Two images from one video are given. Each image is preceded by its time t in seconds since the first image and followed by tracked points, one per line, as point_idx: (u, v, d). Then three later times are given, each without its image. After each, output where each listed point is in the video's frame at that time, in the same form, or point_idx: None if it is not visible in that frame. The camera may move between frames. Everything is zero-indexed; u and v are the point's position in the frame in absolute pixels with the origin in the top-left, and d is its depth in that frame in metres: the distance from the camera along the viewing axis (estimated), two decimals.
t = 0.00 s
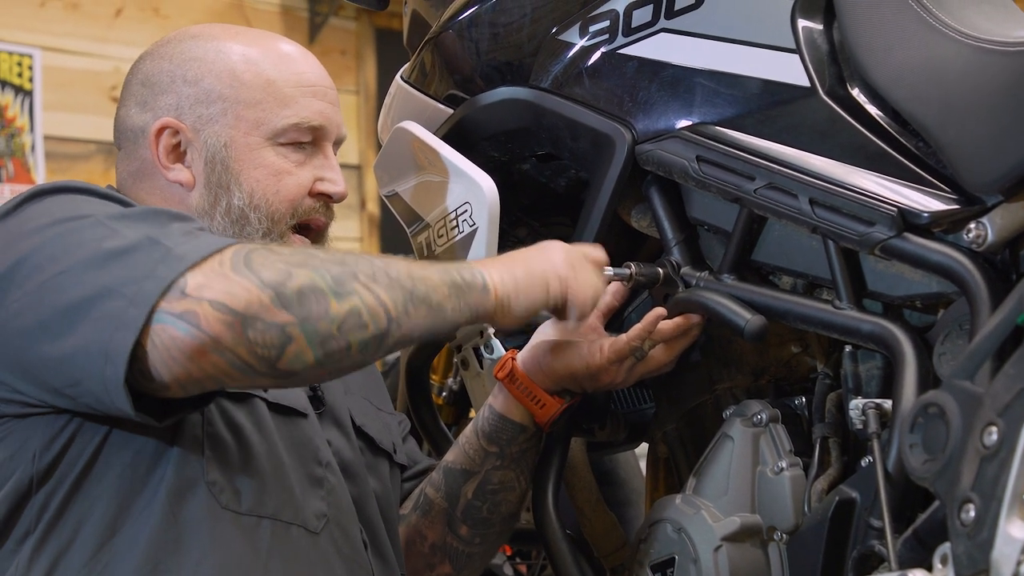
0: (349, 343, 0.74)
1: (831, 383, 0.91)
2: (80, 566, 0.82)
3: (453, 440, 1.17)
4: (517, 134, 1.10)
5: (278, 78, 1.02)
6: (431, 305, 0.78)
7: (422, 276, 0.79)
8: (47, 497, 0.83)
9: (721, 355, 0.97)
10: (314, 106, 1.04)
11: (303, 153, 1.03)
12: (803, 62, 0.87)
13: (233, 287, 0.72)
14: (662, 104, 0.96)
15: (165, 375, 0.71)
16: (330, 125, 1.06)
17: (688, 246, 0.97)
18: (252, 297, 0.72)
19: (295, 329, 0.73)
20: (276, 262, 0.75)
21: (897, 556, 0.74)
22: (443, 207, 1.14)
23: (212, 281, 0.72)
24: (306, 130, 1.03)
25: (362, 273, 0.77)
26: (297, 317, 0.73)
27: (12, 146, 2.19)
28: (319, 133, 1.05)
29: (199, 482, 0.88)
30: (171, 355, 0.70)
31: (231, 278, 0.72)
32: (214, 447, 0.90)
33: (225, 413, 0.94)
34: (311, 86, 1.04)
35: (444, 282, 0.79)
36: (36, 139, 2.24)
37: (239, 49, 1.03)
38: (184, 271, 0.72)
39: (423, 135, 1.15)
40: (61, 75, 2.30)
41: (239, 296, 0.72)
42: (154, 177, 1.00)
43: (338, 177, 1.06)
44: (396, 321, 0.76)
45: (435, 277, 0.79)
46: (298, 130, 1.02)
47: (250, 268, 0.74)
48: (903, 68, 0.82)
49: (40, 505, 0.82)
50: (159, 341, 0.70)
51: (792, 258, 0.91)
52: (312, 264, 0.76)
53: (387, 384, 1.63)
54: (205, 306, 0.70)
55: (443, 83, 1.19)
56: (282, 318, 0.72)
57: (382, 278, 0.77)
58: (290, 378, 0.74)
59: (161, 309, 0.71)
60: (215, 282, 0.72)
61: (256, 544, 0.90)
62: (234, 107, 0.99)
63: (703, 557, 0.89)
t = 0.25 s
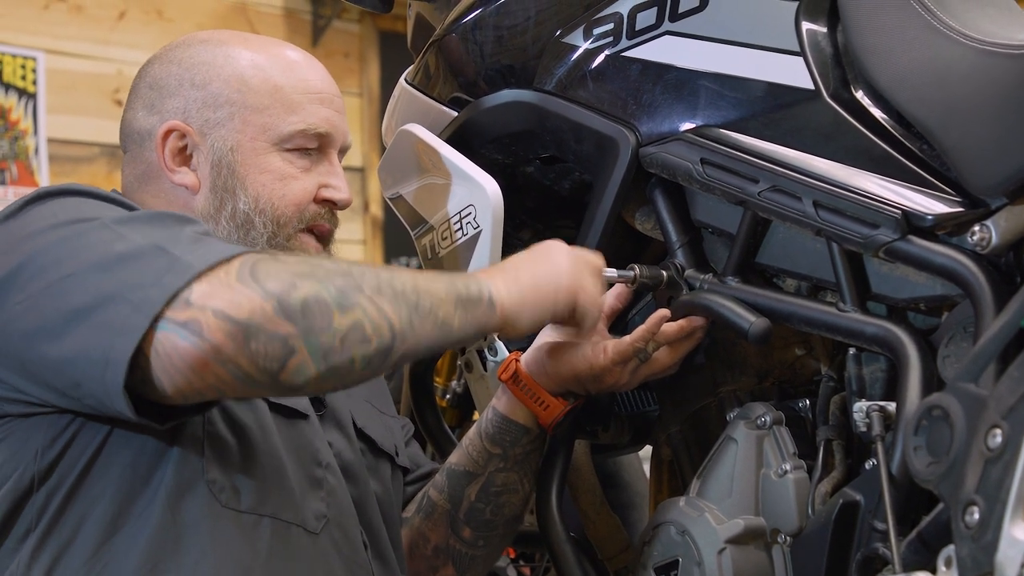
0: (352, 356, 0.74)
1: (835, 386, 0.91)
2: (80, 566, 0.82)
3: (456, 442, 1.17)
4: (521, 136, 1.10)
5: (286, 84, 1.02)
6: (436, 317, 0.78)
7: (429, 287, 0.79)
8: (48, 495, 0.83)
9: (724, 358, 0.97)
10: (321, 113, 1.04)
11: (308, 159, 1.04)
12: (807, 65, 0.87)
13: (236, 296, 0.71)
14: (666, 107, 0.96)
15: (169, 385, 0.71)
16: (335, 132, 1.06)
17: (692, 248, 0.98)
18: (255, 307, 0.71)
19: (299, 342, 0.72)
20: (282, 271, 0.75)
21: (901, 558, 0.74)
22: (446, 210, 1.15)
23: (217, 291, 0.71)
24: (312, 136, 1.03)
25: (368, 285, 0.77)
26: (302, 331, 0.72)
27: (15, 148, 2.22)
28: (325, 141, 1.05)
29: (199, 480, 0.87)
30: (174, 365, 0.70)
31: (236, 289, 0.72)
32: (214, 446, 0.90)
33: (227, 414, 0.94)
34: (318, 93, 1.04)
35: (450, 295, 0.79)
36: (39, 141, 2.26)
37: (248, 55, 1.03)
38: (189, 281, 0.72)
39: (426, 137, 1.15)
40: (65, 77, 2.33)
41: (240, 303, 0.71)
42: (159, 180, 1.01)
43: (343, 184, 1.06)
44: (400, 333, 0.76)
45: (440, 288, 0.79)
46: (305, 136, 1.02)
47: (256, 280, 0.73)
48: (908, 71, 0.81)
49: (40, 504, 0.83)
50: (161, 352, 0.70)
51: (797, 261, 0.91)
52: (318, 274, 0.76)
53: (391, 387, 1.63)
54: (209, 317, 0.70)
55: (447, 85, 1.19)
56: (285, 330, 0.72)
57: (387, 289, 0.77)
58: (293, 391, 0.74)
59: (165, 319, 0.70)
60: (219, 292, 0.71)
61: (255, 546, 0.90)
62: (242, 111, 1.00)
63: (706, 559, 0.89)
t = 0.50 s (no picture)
0: (346, 337, 0.74)
1: (839, 388, 0.91)
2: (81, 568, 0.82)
3: (460, 446, 1.18)
4: (525, 138, 1.10)
5: (288, 86, 1.02)
6: (428, 298, 0.77)
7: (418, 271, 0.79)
8: (53, 498, 0.83)
9: (728, 359, 0.97)
10: (322, 115, 1.03)
11: (310, 162, 1.03)
12: (811, 67, 0.87)
13: (229, 282, 0.71)
14: (670, 109, 0.96)
15: (164, 371, 0.71)
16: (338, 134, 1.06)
17: (696, 250, 0.97)
18: (248, 292, 0.71)
19: (292, 323, 0.72)
20: (273, 258, 0.75)
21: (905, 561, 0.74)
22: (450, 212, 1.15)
23: (209, 277, 0.71)
24: (315, 138, 1.03)
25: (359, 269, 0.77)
26: (295, 312, 0.72)
27: (20, 151, 2.27)
28: (327, 142, 1.04)
29: (199, 485, 0.88)
30: (168, 349, 0.70)
31: (227, 275, 0.72)
32: (213, 450, 0.90)
33: (226, 417, 0.94)
34: (320, 95, 1.04)
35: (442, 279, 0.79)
36: (43, 144, 2.31)
37: (249, 58, 1.03)
38: (180, 268, 0.72)
39: (429, 140, 1.16)
40: (69, 79, 2.37)
41: (233, 289, 0.71)
42: (162, 183, 1.01)
43: (345, 186, 1.06)
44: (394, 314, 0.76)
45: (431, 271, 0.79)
46: (308, 138, 1.02)
47: (247, 265, 0.73)
48: (912, 73, 0.81)
49: (41, 510, 0.82)
50: (155, 337, 0.70)
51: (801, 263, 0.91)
52: (309, 260, 0.76)
53: (396, 390, 1.63)
54: (202, 302, 0.70)
55: (451, 88, 1.19)
56: (279, 312, 0.72)
57: (379, 272, 0.77)
58: (289, 375, 0.73)
59: (157, 305, 0.70)
60: (211, 278, 0.71)
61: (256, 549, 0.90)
62: (244, 114, 1.00)
63: (710, 561, 0.88)
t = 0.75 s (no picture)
0: (362, 363, 0.74)
1: (845, 389, 0.91)
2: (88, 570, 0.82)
3: (466, 448, 1.18)
4: (530, 140, 1.10)
5: (292, 90, 1.02)
6: (447, 325, 0.77)
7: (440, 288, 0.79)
8: (65, 498, 0.83)
9: (737, 362, 0.98)
10: (326, 119, 1.04)
11: (314, 165, 1.04)
12: (817, 69, 0.86)
13: (251, 301, 0.71)
14: (676, 110, 0.96)
15: (181, 388, 0.71)
16: (343, 136, 1.06)
17: (702, 252, 0.98)
18: (270, 314, 0.71)
19: (311, 348, 0.72)
20: (295, 274, 0.74)
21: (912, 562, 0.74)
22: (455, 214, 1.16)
23: (229, 295, 0.71)
24: (319, 142, 1.03)
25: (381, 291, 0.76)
26: (313, 337, 0.72)
27: (26, 152, 2.27)
28: (332, 146, 1.05)
29: (212, 488, 0.88)
30: (186, 369, 0.70)
31: (249, 293, 0.72)
32: (225, 452, 0.90)
33: (238, 419, 0.94)
34: (326, 99, 1.04)
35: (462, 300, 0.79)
36: (50, 145, 2.32)
37: (254, 60, 1.03)
38: (200, 281, 0.71)
39: (435, 141, 1.16)
40: (75, 81, 2.38)
41: (254, 309, 0.71)
42: (167, 186, 1.01)
43: (350, 190, 1.06)
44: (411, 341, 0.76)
45: (451, 289, 0.79)
46: (312, 142, 1.02)
47: (269, 283, 0.73)
48: (917, 74, 0.81)
49: (52, 512, 0.83)
50: (173, 354, 0.70)
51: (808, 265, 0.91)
52: (330, 278, 0.75)
53: (402, 390, 1.64)
54: (221, 320, 0.70)
55: (456, 89, 1.19)
56: (298, 335, 0.72)
57: (399, 292, 0.76)
58: (301, 392, 0.74)
59: (177, 321, 0.70)
60: (232, 295, 0.71)
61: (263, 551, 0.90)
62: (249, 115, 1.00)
63: (717, 563, 0.88)
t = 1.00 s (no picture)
0: (358, 314, 0.73)
1: (851, 389, 0.91)
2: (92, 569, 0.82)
3: (471, 448, 1.18)
4: (536, 140, 1.10)
5: (288, 94, 1.02)
6: (441, 277, 0.78)
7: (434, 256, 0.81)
8: (70, 497, 0.83)
9: (742, 361, 0.98)
10: (322, 124, 1.03)
11: (311, 171, 1.03)
12: (823, 69, 0.86)
13: (238, 262, 0.71)
14: (681, 110, 0.96)
15: (177, 354, 0.70)
16: (342, 140, 1.05)
17: (707, 252, 0.98)
18: (257, 270, 0.71)
19: (303, 300, 0.72)
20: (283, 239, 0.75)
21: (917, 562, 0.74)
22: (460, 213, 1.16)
23: (218, 257, 0.71)
24: (315, 148, 1.02)
25: (369, 249, 0.77)
26: (305, 289, 0.72)
27: (31, 153, 2.28)
28: (329, 151, 1.04)
29: (209, 489, 0.88)
30: (178, 329, 0.69)
31: (236, 255, 0.72)
32: (224, 456, 0.90)
33: (236, 421, 0.94)
34: (323, 102, 1.03)
35: (455, 261, 0.80)
36: (55, 145, 2.33)
37: (250, 64, 1.03)
38: (189, 251, 0.72)
39: (440, 142, 1.16)
40: (80, 81, 2.38)
41: (242, 268, 0.71)
42: (166, 191, 1.03)
43: (349, 195, 1.05)
44: (406, 292, 0.76)
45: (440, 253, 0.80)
46: (307, 148, 1.01)
47: (257, 245, 0.73)
48: (923, 73, 0.81)
49: (55, 512, 0.83)
50: (166, 317, 0.69)
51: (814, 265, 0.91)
52: (317, 240, 0.76)
53: (409, 390, 1.64)
54: (211, 280, 0.70)
55: (462, 89, 1.19)
56: (289, 289, 0.71)
57: (389, 252, 0.78)
58: (302, 356, 0.73)
59: (166, 285, 0.70)
60: (220, 258, 0.71)
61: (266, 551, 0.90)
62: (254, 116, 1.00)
63: (722, 563, 0.88)
